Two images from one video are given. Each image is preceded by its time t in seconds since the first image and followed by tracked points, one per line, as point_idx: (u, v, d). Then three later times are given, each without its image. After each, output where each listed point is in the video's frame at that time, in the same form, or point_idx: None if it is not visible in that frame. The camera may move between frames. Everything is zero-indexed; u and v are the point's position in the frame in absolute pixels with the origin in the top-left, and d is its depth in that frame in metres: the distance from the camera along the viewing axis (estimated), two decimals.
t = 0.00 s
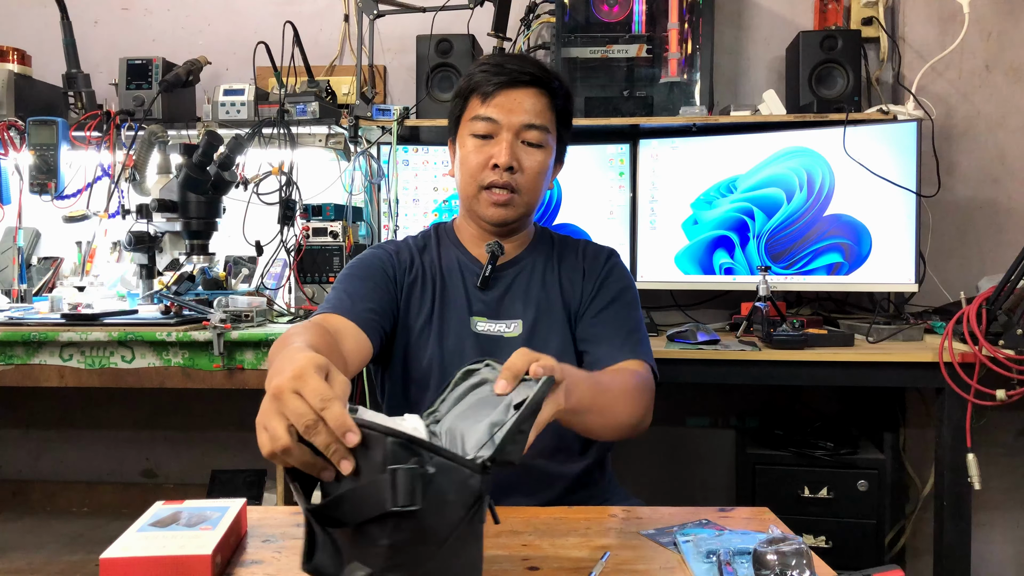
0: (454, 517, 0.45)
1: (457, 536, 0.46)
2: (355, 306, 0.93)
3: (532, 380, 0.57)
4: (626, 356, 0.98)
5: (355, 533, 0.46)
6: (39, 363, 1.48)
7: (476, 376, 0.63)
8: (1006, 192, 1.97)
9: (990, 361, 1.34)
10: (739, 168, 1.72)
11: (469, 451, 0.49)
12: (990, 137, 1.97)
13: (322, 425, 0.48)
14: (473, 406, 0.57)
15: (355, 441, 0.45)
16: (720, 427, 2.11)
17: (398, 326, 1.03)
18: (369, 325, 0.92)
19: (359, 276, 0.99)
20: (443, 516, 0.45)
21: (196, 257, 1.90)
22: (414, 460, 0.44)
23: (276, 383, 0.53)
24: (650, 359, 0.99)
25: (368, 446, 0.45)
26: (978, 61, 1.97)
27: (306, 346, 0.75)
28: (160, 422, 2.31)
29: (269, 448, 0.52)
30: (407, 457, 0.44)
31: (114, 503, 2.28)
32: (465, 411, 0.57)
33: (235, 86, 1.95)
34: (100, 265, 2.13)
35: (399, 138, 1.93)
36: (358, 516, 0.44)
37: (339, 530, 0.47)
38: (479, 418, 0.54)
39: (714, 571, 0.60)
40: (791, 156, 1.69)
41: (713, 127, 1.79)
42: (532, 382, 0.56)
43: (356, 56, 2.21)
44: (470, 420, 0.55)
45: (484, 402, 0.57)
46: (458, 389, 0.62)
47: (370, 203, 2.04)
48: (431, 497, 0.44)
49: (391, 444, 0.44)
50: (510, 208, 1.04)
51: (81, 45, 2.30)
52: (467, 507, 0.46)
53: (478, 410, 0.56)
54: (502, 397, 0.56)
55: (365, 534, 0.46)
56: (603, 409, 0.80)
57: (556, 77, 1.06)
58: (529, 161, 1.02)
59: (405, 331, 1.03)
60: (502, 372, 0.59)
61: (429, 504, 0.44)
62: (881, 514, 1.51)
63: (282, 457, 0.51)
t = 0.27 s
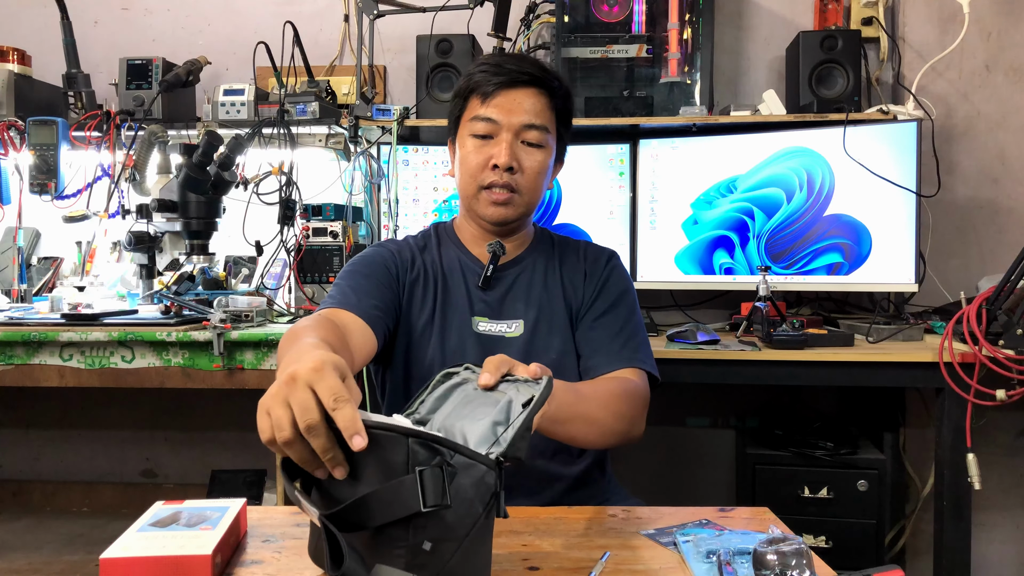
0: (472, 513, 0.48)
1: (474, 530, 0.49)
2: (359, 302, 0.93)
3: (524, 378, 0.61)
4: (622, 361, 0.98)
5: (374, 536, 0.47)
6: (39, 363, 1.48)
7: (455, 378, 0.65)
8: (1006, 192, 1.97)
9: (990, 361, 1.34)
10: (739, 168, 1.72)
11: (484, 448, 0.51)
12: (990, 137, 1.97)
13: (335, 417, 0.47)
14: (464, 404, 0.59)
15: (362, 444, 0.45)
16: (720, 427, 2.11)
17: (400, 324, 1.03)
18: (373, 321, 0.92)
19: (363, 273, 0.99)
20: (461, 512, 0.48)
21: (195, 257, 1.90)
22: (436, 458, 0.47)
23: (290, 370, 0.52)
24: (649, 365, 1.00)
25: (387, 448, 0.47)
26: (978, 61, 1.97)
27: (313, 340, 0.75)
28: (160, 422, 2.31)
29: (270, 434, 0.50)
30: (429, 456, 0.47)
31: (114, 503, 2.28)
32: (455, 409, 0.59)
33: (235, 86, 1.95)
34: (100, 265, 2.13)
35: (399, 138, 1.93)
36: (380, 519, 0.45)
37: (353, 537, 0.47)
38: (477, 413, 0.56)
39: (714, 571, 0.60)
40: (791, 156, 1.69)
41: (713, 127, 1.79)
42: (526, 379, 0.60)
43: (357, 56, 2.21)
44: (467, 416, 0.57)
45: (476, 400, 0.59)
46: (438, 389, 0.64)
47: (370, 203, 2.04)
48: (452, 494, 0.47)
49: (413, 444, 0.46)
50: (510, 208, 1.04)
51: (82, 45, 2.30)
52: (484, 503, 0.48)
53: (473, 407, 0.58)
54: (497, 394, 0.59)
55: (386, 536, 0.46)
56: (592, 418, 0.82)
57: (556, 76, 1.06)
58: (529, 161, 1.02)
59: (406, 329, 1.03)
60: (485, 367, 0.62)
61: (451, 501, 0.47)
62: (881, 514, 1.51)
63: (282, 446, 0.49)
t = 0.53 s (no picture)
0: (472, 513, 0.48)
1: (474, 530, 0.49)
2: (362, 299, 0.93)
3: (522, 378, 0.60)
4: (622, 364, 0.99)
5: (374, 537, 0.46)
6: (39, 363, 1.48)
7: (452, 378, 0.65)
8: (1006, 192, 1.97)
9: (989, 361, 1.34)
10: (739, 168, 1.72)
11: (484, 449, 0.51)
12: (990, 137, 1.97)
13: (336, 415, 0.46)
14: (462, 403, 0.59)
15: (360, 445, 0.44)
16: (720, 427, 2.11)
17: (402, 323, 1.03)
18: (377, 317, 0.92)
19: (367, 271, 0.99)
20: (462, 512, 0.48)
21: (196, 257, 1.90)
22: (436, 459, 0.47)
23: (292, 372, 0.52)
24: (650, 369, 1.00)
25: (387, 449, 0.46)
26: (978, 61, 1.97)
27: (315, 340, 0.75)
28: (160, 422, 2.31)
29: (270, 436, 0.50)
30: (429, 457, 0.47)
31: (114, 503, 2.28)
32: (453, 408, 0.59)
33: (235, 86, 1.95)
34: (100, 265, 2.13)
35: (399, 138, 1.93)
36: (381, 520, 0.45)
37: (353, 539, 0.47)
38: (475, 413, 0.56)
39: (714, 571, 0.60)
40: (791, 156, 1.69)
41: (713, 127, 1.79)
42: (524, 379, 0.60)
43: (357, 56, 2.21)
44: (465, 415, 0.57)
45: (474, 400, 0.59)
46: (435, 389, 0.64)
47: (370, 203, 2.04)
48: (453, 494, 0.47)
49: (413, 444, 0.46)
50: (519, 208, 1.04)
51: (82, 45, 2.30)
52: (484, 502, 0.48)
53: (471, 406, 0.58)
54: (495, 394, 0.59)
55: (387, 537, 0.46)
56: (587, 422, 0.82)
57: (567, 80, 1.07)
58: (538, 163, 1.02)
59: (409, 328, 1.03)
60: (482, 368, 0.62)
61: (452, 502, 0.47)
62: (881, 514, 1.51)
63: (282, 447, 0.49)
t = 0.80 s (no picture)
0: (473, 513, 0.48)
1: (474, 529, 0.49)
2: (366, 297, 0.93)
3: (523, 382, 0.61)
4: (622, 365, 0.99)
5: (374, 539, 0.46)
6: (39, 363, 1.48)
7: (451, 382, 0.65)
8: (1006, 192, 1.97)
9: (990, 361, 1.34)
10: (739, 168, 1.72)
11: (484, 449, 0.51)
12: (990, 137, 1.97)
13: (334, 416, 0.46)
14: (462, 404, 0.59)
15: (360, 447, 0.45)
16: (720, 427, 2.11)
17: (404, 322, 1.03)
18: (380, 315, 0.93)
19: (369, 270, 0.99)
20: (463, 511, 0.48)
21: (195, 257, 1.90)
22: (436, 460, 0.47)
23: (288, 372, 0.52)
24: (650, 369, 1.00)
25: (387, 451, 0.46)
26: (979, 61, 1.97)
27: (317, 339, 0.75)
28: (160, 422, 2.31)
29: (266, 437, 0.49)
30: (429, 458, 0.47)
31: (114, 503, 2.28)
32: (453, 409, 0.59)
33: (235, 86, 1.95)
34: (100, 265, 2.13)
35: (399, 138, 1.93)
36: (382, 521, 0.45)
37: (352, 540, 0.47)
38: (476, 414, 0.56)
39: (714, 571, 0.60)
40: (792, 156, 1.69)
41: (713, 127, 1.79)
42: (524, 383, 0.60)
43: (357, 56, 2.21)
44: (465, 416, 0.57)
45: (474, 402, 0.59)
46: (434, 391, 0.64)
47: (370, 203, 2.04)
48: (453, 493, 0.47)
49: (413, 445, 0.46)
50: (526, 209, 1.04)
51: (82, 45, 2.30)
52: (484, 502, 0.49)
53: (471, 408, 0.58)
54: (496, 397, 0.59)
55: (387, 538, 0.46)
56: (585, 425, 0.82)
57: (575, 83, 1.07)
58: (547, 165, 1.02)
59: (411, 328, 1.03)
60: (484, 372, 0.63)
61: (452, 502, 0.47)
62: (881, 514, 1.51)
63: (279, 449, 0.48)
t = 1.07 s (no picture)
0: (473, 512, 0.48)
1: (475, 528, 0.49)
2: (367, 297, 0.93)
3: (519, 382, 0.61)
4: (621, 364, 0.99)
5: (375, 541, 0.46)
6: (39, 363, 1.48)
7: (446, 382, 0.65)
8: (1006, 192, 1.97)
9: (989, 361, 1.34)
10: (739, 168, 1.72)
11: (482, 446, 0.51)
12: (990, 137, 1.97)
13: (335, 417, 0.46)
14: (457, 403, 0.60)
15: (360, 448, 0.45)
16: (720, 427, 2.11)
17: (404, 322, 1.03)
18: (381, 314, 0.93)
19: (369, 270, 0.99)
20: (463, 510, 0.48)
21: (195, 257, 1.90)
22: (437, 459, 0.47)
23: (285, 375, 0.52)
24: (649, 369, 1.00)
25: (387, 451, 0.46)
26: (978, 61, 1.97)
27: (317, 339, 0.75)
28: (160, 422, 2.31)
29: (265, 440, 0.49)
30: (429, 458, 0.47)
31: (114, 503, 2.28)
32: (448, 408, 0.59)
33: (235, 86, 1.95)
34: (100, 265, 2.13)
35: (399, 138, 1.93)
36: (383, 523, 0.45)
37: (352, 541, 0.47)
38: (472, 413, 0.56)
39: (714, 571, 0.60)
40: (791, 156, 1.69)
41: (713, 127, 1.79)
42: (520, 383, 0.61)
43: (357, 56, 2.21)
44: (460, 414, 0.57)
45: (470, 401, 0.59)
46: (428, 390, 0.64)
47: (370, 203, 2.04)
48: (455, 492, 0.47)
49: (414, 445, 0.46)
50: (530, 209, 1.04)
51: (82, 45, 2.30)
52: (484, 501, 0.49)
53: (467, 407, 0.58)
54: (492, 396, 0.59)
55: (388, 539, 0.46)
56: (581, 426, 0.83)
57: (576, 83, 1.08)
58: (551, 165, 1.03)
59: (411, 328, 1.03)
60: (480, 373, 0.63)
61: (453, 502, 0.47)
62: (881, 514, 1.51)
63: (277, 451, 0.48)
